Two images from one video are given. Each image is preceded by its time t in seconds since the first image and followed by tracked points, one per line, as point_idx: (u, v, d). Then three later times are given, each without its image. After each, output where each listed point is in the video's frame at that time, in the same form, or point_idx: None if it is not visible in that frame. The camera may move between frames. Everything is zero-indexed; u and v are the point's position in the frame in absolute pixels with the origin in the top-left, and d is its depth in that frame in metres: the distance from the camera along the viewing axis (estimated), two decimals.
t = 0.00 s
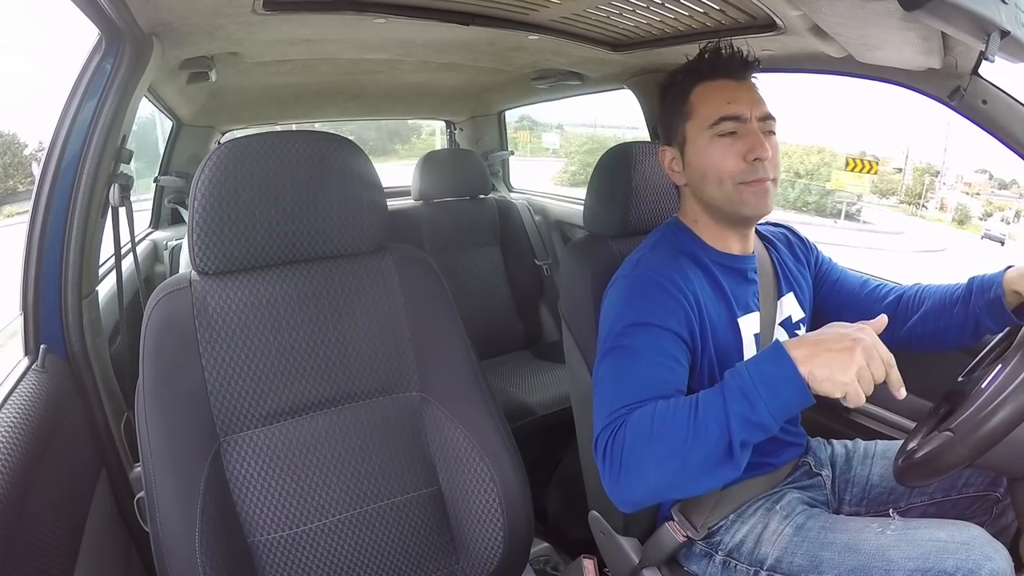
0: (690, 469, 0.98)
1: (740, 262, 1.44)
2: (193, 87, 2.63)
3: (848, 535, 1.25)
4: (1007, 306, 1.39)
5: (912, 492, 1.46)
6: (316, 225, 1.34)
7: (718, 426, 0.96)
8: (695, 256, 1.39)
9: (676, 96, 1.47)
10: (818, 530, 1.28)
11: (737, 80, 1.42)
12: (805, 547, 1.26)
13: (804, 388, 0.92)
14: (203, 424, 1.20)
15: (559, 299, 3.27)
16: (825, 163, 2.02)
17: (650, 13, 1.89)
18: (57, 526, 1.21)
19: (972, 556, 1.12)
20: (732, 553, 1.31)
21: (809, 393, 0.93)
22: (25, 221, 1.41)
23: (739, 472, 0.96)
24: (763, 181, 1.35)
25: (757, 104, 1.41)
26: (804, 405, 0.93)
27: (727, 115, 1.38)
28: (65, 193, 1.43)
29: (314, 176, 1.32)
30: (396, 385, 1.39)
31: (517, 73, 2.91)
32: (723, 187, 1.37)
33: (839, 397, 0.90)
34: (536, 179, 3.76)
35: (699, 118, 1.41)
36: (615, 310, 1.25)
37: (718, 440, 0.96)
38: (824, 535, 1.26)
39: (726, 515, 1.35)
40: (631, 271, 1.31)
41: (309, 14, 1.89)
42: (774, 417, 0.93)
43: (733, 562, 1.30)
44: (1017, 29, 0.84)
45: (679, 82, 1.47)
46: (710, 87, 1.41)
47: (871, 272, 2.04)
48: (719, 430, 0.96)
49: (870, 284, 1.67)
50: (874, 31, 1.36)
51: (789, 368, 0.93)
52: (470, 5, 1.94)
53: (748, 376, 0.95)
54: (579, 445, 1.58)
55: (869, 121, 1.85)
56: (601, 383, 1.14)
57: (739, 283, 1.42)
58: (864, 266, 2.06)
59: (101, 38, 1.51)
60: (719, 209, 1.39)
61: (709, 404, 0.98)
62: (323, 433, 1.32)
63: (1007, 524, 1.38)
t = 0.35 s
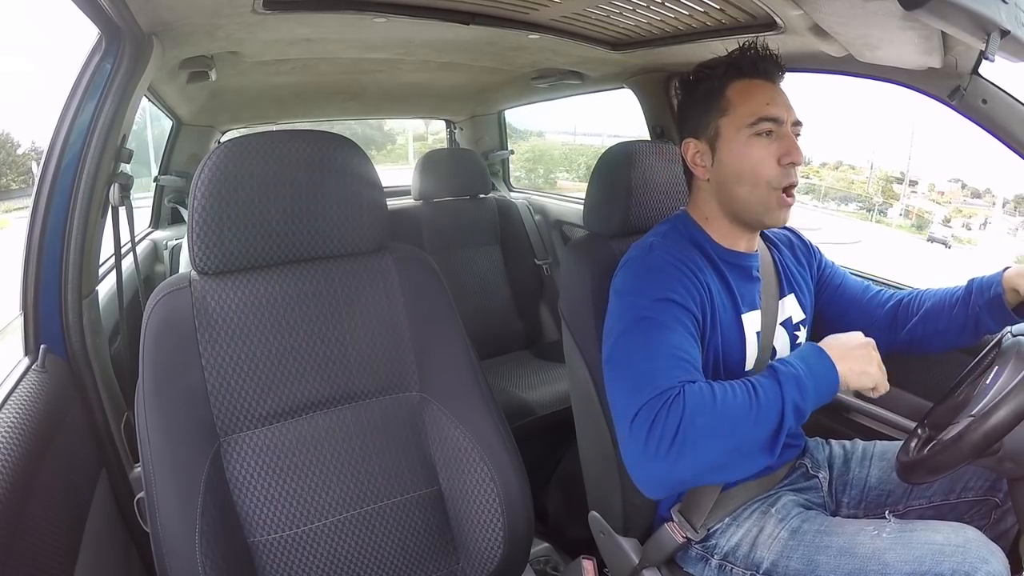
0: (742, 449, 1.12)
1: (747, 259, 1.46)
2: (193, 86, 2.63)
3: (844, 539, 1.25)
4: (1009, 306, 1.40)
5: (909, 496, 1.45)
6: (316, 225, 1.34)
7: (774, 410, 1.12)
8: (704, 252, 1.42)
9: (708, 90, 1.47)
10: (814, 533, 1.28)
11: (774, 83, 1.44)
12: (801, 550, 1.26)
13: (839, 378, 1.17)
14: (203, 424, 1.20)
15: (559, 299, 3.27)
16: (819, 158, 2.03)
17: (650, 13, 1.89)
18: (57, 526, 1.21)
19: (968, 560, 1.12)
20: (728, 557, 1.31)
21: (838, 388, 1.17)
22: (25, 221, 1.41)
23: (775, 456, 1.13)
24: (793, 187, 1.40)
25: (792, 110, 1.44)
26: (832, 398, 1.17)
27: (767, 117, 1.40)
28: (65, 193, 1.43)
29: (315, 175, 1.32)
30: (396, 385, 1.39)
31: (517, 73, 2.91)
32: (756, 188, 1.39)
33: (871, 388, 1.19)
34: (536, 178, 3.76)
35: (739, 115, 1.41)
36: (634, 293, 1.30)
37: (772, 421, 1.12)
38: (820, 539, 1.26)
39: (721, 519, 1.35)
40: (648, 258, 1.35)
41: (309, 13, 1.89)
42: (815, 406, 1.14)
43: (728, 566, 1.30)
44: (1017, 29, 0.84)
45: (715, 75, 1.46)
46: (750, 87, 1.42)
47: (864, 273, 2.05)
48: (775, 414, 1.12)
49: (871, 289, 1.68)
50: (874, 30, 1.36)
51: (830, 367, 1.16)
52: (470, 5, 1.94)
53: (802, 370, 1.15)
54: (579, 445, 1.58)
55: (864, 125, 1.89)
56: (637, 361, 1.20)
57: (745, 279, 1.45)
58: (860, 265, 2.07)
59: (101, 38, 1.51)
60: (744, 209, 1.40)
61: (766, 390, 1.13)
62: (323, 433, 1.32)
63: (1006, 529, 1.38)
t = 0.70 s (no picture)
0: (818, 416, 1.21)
1: (751, 258, 1.46)
2: (193, 87, 2.62)
3: (842, 539, 1.25)
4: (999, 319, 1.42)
5: (910, 497, 1.45)
6: (316, 224, 1.34)
7: (837, 374, 1.24)
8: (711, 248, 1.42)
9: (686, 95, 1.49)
10: (811, 534, 1.28)
11: (748, 80, 1.42)
12: (799, 551, 1.26)
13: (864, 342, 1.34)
14: (203, 424, 1.20)
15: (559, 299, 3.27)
16: (818, 162, 2.04)
17: (650, 13, 1.89)
18: (56, 526, 1.21)
19: (966, 561, 1.12)
20: (726, 558, 1.31)
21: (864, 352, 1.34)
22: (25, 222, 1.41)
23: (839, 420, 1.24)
24: (766, 187, 1.37)
25: (766, 106, 1.40)
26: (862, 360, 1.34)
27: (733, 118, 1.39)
28: (65, 194, 1.43)
29: (315, 175, 1.32)
30: (396, 385, 1.39)
31: (517, 73, 2.91)
32: (723, 191, 1.39)
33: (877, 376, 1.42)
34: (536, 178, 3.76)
35: (708, 119, 1.42)
36: (670, 280, 1.31)
37: (838, 385, 1.24)
38: (818, 540, 1.26)
39: (719, 520, 1.34)
40: (669, 248, 1.36)
41: (309, 13, 1.89)
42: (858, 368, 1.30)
43: (727, 566, 1.31)
44: (1017, 29, 0.84)
45: (693, 80, 1.48)
46: (716, 89, 1.42)
47: (861, 273, 2.03)
48: (838, 377, 1.24)
49: (867, 300, 1.68)
50: (874, 31, 1.36)
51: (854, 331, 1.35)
52: (470, 5, 1.94)
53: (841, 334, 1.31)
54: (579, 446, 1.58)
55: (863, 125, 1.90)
56: (708, 341, 1.22)
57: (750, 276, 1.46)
58: (857, 267, 2.06)
59: (101, 38, 1.51)
60: (717, 211, 1.42)
61: (824, 356, 1.24)
62: (323, 433, 1.32)
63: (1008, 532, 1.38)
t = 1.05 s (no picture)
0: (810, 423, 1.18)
1: (757, 258, 1.48)
2: (193, 87, 2.63)
3: (841, 539, 1.25)
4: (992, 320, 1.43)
5: (909, 496, 1.45)
6: (317, 224, 1.34)
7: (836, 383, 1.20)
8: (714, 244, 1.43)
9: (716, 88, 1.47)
10: (811, 533, 1.28)
11: (780, 81, 1.44)
12: (799, 551, 1.26)
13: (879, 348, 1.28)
14: (203, 424, 1.20)
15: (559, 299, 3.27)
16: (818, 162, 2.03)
17: (650, 13, 1.89)
18: (56, 527, 1.21)
19: (966, 559, 1.12)
20: (726, 559, 1.31)
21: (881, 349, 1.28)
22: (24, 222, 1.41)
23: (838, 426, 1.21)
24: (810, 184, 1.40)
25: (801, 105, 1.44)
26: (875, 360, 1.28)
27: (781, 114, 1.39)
28: (65, 194, 1.43)
29: (315, 175, 1.32)
30: (396, 385, 1.39)
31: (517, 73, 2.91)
32: (774, 186, 1.39)
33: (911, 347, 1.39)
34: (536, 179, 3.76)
35: (751, 115, 1.41)
36: (660, 284, 1.32)
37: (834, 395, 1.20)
38: (818, 540, 1.26)
39: (718, 520, 1.35)
40: (666, 249, 1.37)
41: (310, 14, 1.89)
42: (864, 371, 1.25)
43: (726, 567, 1.31)
44: (1016, 29, 0.84)
45: (723, 77, 1.46)
46: (757, 86, 1.42)
47: (862, 273, 2.02)
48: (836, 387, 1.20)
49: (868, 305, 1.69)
50: (874, 31, 1.36)
51: (872, 329, 1.28)
52: (471, 5, 1.94)
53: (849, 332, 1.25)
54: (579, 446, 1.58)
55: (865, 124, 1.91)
56: (688, 346, 1.23)
57: (755, 274, 1.47)
58: (857, 267, 2.04)
59: (101, 38, 1.50)
60: (763, 207, 1.41)
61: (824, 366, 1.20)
62: (323, 433, 1.32)
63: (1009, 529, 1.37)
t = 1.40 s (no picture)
0: (789, 480, 1.13)
1: (734, 248, 1.50)
2: (193, 87, 2.62)
3: (839, 544, 1.25)
4: (968, 340, 1.43)
5: (906, 497, 1.46)
6: (316, 224, 1.34)
7: (830, 447, 1.11)
8: (688, 241, 1.46)
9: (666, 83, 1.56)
10: (808, 538, 1.29)
11: (726, 67, 1.53)
12: (796, 555, 1.26)
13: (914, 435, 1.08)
14: (203, 424, 1.20)
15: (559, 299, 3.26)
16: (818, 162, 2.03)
17: (650, 13, 1.89)
18: (56, 527, 1.21)
19: (961, 567, 1.13)
20: (724, 562, 1.31)
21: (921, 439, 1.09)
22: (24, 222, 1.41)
23: (827, 492, 1.12)
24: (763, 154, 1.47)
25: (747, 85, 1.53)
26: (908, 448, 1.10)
27: (727, 93, 1.48)
28: (65, 194, 1.43)
29: (314, 175, 1.32)
30: (396, 385, 1.39)
31: (517, 73, 2.91)
32: (732, 159, 1.45)
33: None
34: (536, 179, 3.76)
35: (701, 98, 1.50)
36: (634, 303, 1.34)
37: (826, 457, 1.11)
38: (815, 545, 1.27)
39: (718, 523, 1.36)
40: (642, 256, 1.40)
41: (310, 13, 1.89)
42: (881, 454, 1.10)
43: (724, 570, 1.30)
44: (1016, 29, 0.84)
45: (670, 69, 1.56)
46: (701, 71, 1.52)
47: (861, 272, 2.06)
48: (829, 450, 1.10)
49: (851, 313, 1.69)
50: (874, 31, 1.36)
51: (912, 416, 1.08)
52: (471, 5, 1.94)
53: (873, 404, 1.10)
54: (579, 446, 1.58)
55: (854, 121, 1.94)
56: (656, 373, 1.25)
57: (734, 266, 1.49)
58: (858, 267, 2.08)
59: (101, 38, 1.50)
60: (725, 181, 1.46)
61: (822, 426, 1.12)
62: (323, 433, 1.32)
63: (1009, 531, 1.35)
